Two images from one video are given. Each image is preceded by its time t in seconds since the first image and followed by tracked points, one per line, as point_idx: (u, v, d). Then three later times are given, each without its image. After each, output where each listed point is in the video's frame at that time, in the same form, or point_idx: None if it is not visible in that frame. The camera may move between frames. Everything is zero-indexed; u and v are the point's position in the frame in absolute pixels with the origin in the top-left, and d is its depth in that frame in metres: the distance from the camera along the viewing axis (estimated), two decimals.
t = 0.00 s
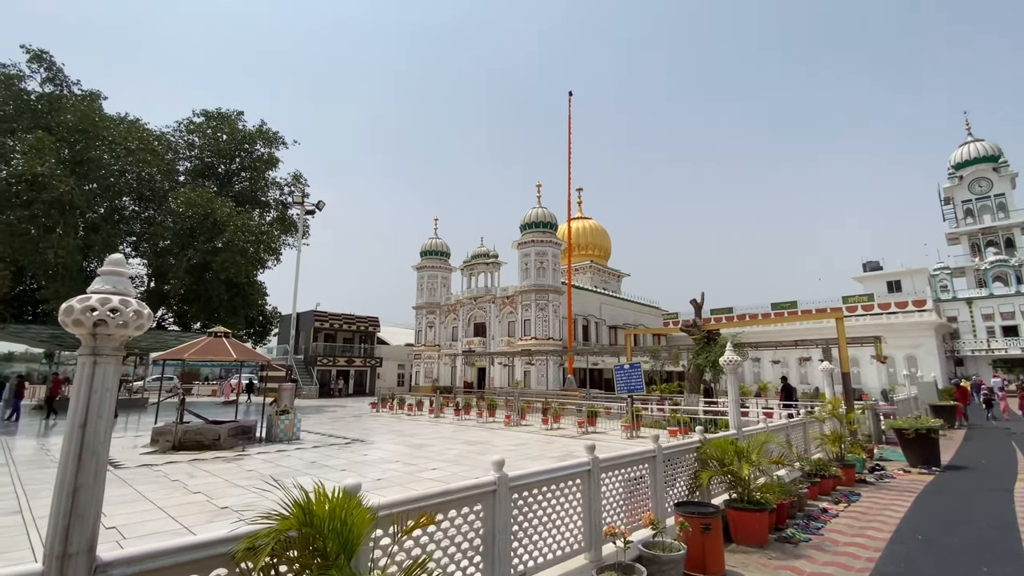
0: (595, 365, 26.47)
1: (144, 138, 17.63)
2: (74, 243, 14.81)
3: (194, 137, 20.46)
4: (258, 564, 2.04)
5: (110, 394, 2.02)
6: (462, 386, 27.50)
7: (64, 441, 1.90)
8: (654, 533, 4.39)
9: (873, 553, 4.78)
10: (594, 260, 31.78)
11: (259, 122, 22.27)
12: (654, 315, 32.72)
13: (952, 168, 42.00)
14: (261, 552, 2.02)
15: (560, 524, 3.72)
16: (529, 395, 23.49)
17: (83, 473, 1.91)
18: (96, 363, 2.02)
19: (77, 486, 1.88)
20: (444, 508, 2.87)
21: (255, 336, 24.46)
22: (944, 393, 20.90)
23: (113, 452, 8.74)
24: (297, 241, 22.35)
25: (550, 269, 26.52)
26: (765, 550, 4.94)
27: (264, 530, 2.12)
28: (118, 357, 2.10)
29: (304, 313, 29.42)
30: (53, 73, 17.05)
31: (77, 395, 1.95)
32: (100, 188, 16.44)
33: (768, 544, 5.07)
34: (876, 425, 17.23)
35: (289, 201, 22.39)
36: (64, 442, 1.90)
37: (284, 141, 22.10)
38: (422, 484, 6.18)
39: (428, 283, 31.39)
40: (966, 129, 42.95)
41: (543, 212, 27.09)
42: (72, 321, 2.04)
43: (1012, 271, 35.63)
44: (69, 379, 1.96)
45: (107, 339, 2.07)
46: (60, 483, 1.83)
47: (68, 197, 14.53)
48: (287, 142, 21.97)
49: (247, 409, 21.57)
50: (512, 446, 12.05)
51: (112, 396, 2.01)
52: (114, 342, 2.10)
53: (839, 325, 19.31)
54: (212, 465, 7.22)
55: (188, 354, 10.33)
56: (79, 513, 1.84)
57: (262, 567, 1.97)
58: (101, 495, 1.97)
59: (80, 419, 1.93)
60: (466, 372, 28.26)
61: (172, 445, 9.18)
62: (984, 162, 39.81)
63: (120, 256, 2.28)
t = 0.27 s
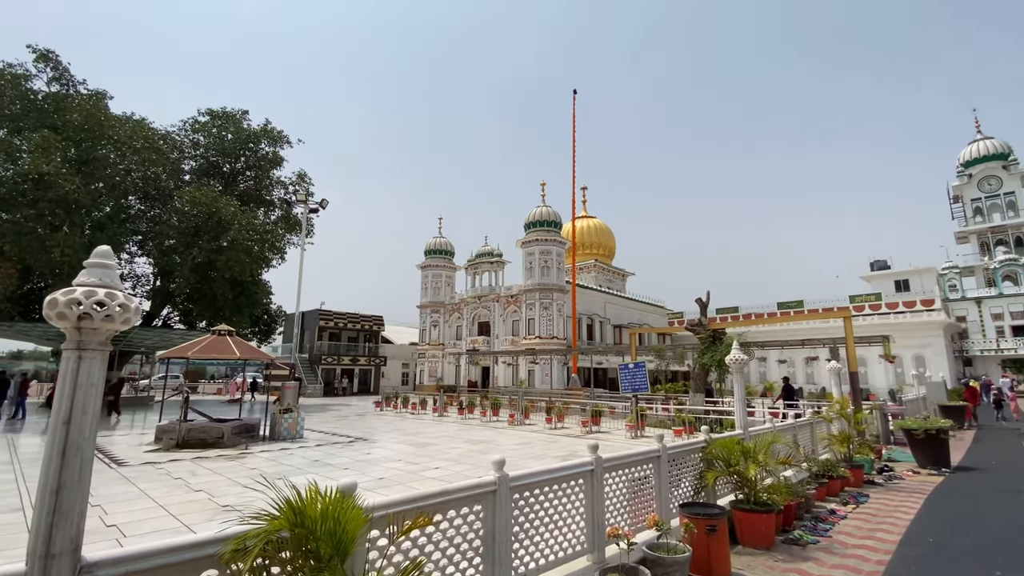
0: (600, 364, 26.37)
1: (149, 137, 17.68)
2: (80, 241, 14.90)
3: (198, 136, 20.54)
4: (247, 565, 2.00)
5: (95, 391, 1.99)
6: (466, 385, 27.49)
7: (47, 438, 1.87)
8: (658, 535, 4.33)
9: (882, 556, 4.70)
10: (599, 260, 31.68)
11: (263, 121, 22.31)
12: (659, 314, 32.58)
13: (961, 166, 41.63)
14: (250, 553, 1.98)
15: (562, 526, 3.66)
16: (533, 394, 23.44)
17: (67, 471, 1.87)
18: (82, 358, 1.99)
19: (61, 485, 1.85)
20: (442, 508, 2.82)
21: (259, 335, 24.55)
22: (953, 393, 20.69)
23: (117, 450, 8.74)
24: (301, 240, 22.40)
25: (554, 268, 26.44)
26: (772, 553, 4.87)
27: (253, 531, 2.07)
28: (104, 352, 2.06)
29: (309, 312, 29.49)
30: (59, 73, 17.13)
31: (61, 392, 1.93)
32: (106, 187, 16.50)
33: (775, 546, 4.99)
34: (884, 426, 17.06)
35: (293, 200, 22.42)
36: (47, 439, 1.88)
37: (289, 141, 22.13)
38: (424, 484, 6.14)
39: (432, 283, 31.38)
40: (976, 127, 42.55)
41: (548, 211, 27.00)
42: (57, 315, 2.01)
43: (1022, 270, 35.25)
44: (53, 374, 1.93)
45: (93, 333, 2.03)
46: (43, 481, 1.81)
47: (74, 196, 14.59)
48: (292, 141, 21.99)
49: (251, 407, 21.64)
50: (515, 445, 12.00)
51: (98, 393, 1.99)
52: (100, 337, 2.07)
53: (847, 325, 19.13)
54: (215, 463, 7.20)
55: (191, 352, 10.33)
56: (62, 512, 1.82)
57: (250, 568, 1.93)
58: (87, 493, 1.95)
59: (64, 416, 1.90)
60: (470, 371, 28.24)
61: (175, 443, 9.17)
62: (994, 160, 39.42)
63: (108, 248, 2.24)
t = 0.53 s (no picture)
0: (603, 364, 26.29)
1: (151, 135, 17.68)
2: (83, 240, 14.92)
3: (201, 135, 20.55)
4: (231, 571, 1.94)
5: (74, 389, 1.99)
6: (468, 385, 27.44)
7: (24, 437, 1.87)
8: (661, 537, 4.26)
9: (891, 560, 4.62)
10: (602, 259, 31.59)
11: (266, 120, 22.31)
12: (662, 314, 32.47)
13: (967, 165, 41.37)
14: (234, 560, 1.92)
15: (564, 528, 3.60)
16: (535, 394, 23.39)
17: (44, 472, 1.87)
18: (61, 355, 1.99)
19: (38, 485, 1.84)
20: (439, 511, 2.76)
21: (262, 334, 24.57)
22: (959, 394, 20.52)
23: (118, 448, 8.72)
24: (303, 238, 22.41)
25: (557, 268, 26.35)
26: (777, 555, 4.79)
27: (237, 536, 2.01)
28: (83, 349, 2.06)
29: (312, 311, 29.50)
30: (62, 72, 17.15)
31: (39, 390, 1.92)
32: (109, 185, 16.54)
33: (781, 549, 4.92)
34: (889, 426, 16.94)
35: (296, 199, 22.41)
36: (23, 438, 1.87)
37: (291, 139, 22.11)
38: (425, 484, 6.08)
39: (434, 282, 31.33)
40: (982, 125, 42.26)
41: (550, 210, 26.92)
42: (33, 311, 1.99)
43: None
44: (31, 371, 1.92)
45: (73, 330, 2.04)
46: (20, 482, 1.80)
47: (76, 195, 14.61)
48: (294, 140, 21.98)
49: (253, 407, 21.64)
50: (517, 445, 11.95)
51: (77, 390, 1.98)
52: (80, 332, 2.06)
53: (852, 324, 19.01)
54: (215, 462, 7.17)
55: (192, 351, 10.30)
56: (38, 514, 1.80)
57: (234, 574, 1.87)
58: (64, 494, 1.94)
59: (43, 415, 1.90)
60: (473, 370, 28.21)
61: (176, 442, 9.15)
62: (1000, 158, 39.15)
63: (89, 242, 2.23)
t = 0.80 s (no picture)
0: (604, 364, 26.22)
1: (151, 134, 17.63)
2: (82, 239, 14.89)
3: (201, 134, 20.52)
4: None
5: (41, 389, 1.96)
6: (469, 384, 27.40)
7: None
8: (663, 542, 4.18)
9: (899, 565, 4.54)
10: (603, 258, 31.49)
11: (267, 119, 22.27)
12: (664, 314, 32.37)
13: (971, 164, 41.18)
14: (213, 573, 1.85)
15: (564, 533, 3.53)
16: (536, 394, 23.33)
17: (11, 476, 1.83)
18: (27, 354, 1.96)
19: (5, 491, 1.81)
20: (433, 517, 2.69)
21: (263, 333, 24.56)
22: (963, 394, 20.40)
23: (116, 449, 8.67)
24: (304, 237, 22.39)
25: (559, 267, 26.26)
26: (782, 560, 4.71)
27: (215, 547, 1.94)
28: (51, 347, 2.04)
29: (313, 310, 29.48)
30: (63, 70, 17.12)
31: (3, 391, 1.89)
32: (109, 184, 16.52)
33: (785, 553, 4.84)
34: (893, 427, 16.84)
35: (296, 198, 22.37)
36: None
37: (291, 138, 22.06)
38: (424, 485, 6.00)
39: (436, 281, 31.27)
40: (986, 123, 42.01)
41: (552, 209, 26.81)
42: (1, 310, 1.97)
43: None
44: None
45: (41, 327, 2.01)
46: None
47: (76, 194, 14.59)
48: (294, 139, 21.93)
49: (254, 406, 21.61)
50: (518, 445, 11.88)
51: (44, 390, 1.96)
52: (49, 331, 2.04)
53: (856, 324, 18.88)
54: (213, 462, 7.12)
55: (191, 351, 10.26)
56: (5, 521, 1.78)
57: None
58: (31, 502, 1.91)
59: (9, 417, 1.87)
60: (474, 370, 28.16)
61: (175, 442, 9.12)
62: (1004, 157, 38.95)
63: (58, 236, 2.19)
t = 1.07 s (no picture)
0: (605, 364, 26.14)
1: (150, 133, 17.58)
2: (80, 239, 14.83)
3: (201, 134, 20.49)
4: None
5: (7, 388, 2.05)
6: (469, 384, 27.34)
7: None
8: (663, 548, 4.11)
9: (905, 571, 4.46)
10: (604, 258, 31.41)
11: (266, 118, 22.21)
12: (665, 314, 32.28)
13: (973, 163, 41.04)
14: None
15: (562, 539, 3.46)
16: (537, 394, 23.26)
17: None
18: None
19: None
20: (424, 524, 2.63)
21: (263, 333, 24.51)
22: (966, 394, 20.31)
23: (112, 449, 8.61)
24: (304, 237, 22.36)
25: (559, 267, 26.18)
26: (785, 566, 4.64)
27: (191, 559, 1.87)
28: (16, 347, 2.11)
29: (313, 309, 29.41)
30: (62, 69, 17.06)
31: None
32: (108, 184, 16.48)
33: (788, 559, 4.76)
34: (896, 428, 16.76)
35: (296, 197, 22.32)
36: None
37: (291, 138, 22.00)
38: (422, 487, 5.93)
39: (436, 281, 31.21)
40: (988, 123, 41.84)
41: (552, 209, 26.72)
42: None
43: None
44: None
45: (6, 328, 2.07)
46: None
47: (74, 193, 14.54)
48: (294, 139, 21.87)
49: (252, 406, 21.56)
50: (517, 446, 11.82)
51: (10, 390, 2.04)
52: (14, 331, 2.11)
53: (859, 324, 18.79)
54: (209, 463, 7.05)
55: (188, 350, 10.19)
56: None
57: None
58: None
59: None
60: (474, 370, 28.09)
61: (171, 442, 9.06)
62: (1007, 157, 38.80)
63: (23, 233, 2.22)
